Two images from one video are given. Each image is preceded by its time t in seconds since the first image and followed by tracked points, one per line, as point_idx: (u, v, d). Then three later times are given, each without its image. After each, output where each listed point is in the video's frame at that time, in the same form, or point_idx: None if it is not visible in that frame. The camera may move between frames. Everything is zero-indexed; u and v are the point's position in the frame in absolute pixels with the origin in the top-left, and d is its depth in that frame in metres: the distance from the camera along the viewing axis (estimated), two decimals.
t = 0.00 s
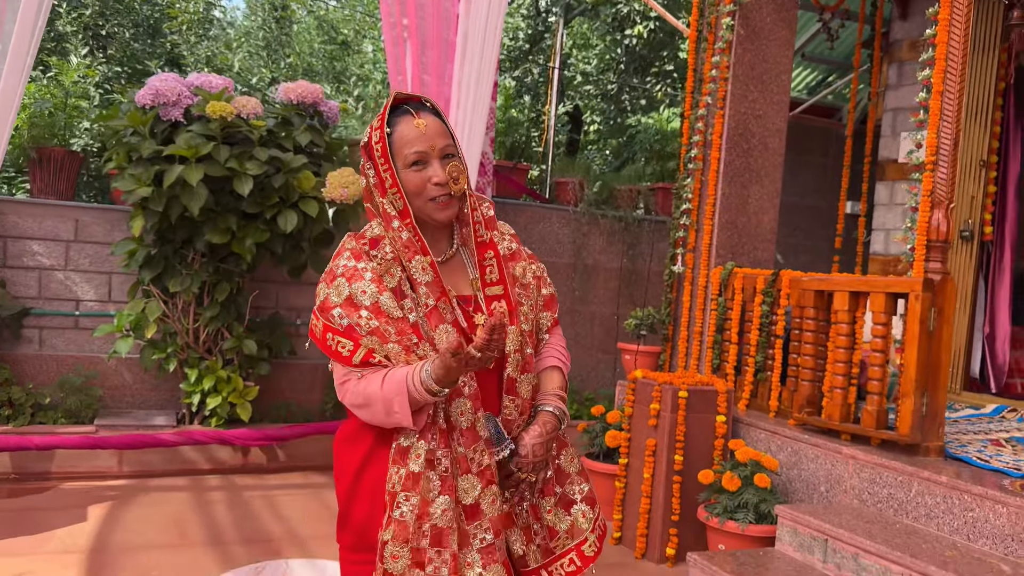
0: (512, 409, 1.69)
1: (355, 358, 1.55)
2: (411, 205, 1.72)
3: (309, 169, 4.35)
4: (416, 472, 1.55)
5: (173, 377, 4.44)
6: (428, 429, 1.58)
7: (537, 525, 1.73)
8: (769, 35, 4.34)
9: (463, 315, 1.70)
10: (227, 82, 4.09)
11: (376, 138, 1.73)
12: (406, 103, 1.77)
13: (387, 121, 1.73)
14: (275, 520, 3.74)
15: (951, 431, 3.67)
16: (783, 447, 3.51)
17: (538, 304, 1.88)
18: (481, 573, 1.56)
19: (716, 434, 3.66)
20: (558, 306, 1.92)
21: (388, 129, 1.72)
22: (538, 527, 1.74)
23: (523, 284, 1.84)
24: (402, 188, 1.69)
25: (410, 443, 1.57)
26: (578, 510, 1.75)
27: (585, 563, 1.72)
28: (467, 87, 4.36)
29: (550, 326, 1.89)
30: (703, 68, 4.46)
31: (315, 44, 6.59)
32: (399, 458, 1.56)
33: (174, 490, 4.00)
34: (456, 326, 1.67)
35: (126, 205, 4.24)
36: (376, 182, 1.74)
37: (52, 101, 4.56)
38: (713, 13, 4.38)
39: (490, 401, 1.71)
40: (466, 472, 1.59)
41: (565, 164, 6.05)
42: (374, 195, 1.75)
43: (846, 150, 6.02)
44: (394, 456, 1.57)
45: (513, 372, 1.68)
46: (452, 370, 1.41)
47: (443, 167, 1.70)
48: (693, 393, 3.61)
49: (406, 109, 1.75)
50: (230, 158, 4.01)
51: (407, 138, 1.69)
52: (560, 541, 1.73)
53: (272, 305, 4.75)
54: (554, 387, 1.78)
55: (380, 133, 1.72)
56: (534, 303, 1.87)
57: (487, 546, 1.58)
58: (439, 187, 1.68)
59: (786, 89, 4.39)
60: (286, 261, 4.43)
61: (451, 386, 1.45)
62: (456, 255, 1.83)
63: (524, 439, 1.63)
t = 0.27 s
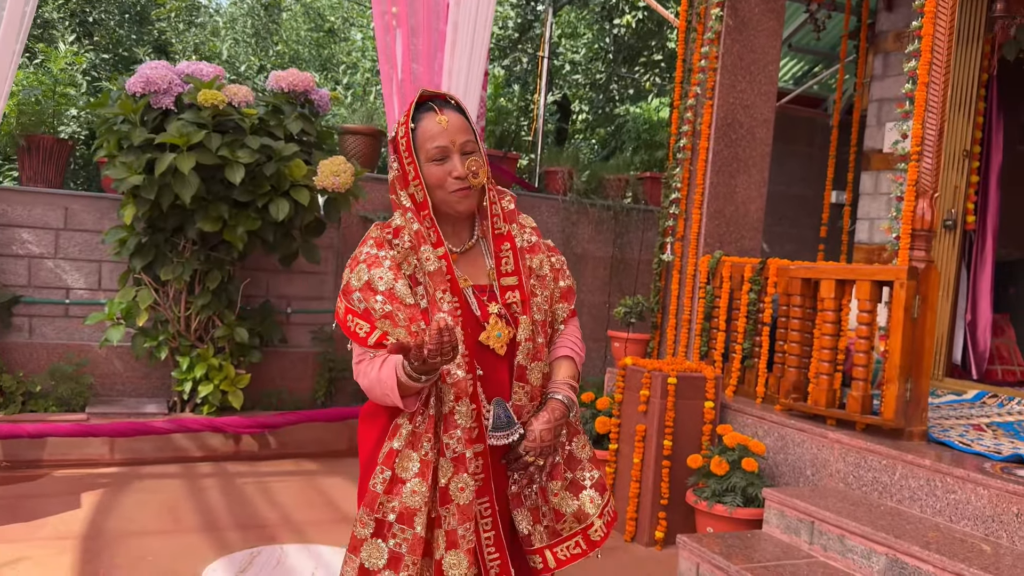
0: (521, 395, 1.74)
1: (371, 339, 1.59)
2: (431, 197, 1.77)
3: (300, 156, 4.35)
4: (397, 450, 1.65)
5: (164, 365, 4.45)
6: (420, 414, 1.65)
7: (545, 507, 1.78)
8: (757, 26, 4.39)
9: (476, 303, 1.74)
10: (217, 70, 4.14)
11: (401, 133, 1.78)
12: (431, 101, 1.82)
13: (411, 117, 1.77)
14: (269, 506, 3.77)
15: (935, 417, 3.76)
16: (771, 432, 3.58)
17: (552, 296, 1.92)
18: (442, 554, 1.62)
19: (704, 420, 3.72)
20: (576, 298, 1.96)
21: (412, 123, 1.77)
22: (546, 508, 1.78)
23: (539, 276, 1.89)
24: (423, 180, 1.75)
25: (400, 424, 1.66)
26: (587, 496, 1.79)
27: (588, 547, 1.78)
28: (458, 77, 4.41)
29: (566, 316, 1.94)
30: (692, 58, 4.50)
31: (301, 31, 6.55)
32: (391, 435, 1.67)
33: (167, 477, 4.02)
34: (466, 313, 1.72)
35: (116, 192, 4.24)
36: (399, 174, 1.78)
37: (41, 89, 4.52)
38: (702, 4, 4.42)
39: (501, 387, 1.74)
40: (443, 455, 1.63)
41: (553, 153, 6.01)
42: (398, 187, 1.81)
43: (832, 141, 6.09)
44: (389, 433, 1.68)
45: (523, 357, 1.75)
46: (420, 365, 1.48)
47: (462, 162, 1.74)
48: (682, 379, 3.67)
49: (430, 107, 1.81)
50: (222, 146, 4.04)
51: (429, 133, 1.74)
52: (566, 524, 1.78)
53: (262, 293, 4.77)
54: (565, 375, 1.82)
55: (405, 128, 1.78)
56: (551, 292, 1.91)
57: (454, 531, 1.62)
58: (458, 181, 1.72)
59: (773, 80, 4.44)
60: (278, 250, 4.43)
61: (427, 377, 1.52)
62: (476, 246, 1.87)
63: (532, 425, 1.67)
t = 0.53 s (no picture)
0: (531, 393, 1.88)
1: (393, 330, 1.80)
2: (459, 203, 1.91)
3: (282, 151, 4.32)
4: (416, 432, 1.79)
5: (145, 360, 4.43)
6: (438, 399, 1.81)
7: (548, 502, 1.91)
8: (738, 22, 4.41)
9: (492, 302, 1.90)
10: (198, 64, 4.13)
11: (437, 142, 1.92)
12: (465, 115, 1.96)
13: (447, 129, 1.92)
14: (252, 502, 3.77)
15: (912, 410, 3.82)
16: (751, 426, 3.62)
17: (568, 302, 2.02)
18: (440, 531, 1.75)
19: (685, 414, 3.76)
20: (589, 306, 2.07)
21: (447, 134, 1.91)
22: (549, 504, 1.91)
23: (555, 283, 2.00)
24: (453, 187, 1.89)
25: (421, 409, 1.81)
26: (589, 495, 1.93)
27: (587, 543, 1.90)
28: (440, 71, 4.39)
29: (578, 324, 2.05)
30: (674, 53, 4.53)
31: (283, 24, 6.50)
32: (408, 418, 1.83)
33: (149, 473, 4.01)
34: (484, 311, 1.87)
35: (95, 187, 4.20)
36: (431, 179, 1.93)
37: (19, 82, 4.53)
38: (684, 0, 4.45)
39: (513, 383, 1.88)
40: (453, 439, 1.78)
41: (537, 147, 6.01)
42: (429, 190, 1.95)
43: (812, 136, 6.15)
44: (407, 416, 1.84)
45: (534, 357, 1.89)
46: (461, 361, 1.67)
47: (490, 172, 1.88)
48: (663, 374, 3.70)
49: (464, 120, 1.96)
50: (203, 141, 4.03)
51: (462, 144, 1.89)
52: (568, 520, 1.90)
53: (244, 288, 4.75)
54: (574, 378, 1.96)
55: (441, 137, 1.92)
56: (566, 300, 2.02)
57: (455, 509, 1.75)
58: (485, 188, 1.88)
59: (754, 76, 4.47)
60: (259, 245, 4.41)
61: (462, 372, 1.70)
62: (498, 252, 2.00)
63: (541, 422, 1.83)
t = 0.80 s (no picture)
0: (525, 383, 1.94)
1: (405, 313, 1.81)
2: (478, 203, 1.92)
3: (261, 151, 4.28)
4: (442, 415, 1.82)
5: (123, 363, 4.38)
6: (456, 381, 1.84)
7: (533, 491, 1.93)
8: (719, 24, 4.43)
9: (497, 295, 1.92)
10: (175, 63, 4.09)
11: (465, 143, 1.94)
12: (497, 123, 1.98)
13: (477, 133, 1.93)
14: (231, 506, 3.73)
15: (892, 409, 3.85)
16: (732, 426, 3.64)
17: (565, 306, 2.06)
18: (477, 505, 1.79)
19: (667, 414, 3.77)
20: (584, 312, 2.12)
21: (476, 137, 1.93)
22: (534, 493, 1.93)
23: (555, 285, 2.04)
24: (474, 187, 1.91)
25: (438, 392, 1.83)
26: (572, 488, 1.95)
27: (569, 534, 1.91)
28: (421, 70, 4.42)
29: (573, 328, 2.08)
30: (654, 55, 4.54)
31: (264, 24, 6.47)
32: (426, 405, 1.84)
33: (127, 477, 3.96)
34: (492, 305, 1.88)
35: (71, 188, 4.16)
36: (453, 178, 1.95)
37: None
38: (665, 2, 4.46)
39: (511, 371, 1.93)
40: (475, 422, 1.83)
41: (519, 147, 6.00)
42: (449, 187, 1.96)
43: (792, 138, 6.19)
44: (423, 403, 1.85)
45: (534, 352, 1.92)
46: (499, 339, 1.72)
47: (510, 179, 1.90)
48: (645, 375, 3.71)
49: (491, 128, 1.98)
50: (181, 142, 3.99)
51: (488, 147, 1.90)
52: (551, 510, 1.92)
53: (223, 290, 4.71)
54: (567, 375, 1.99)
55: (469, 140, 1.94)
56: (563, 302, 2.06)
57: (486, 486, 1.80)
58: (503, 194, 1.89)
59: (735, 78, 4.49)
60: (238, 246, 4.37)
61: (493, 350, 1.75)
62: (504, 252, 2.00)
63: (531, 415, 1.88)
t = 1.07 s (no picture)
0: (508, 379, 1.89)
1: (389, 305, 1.72)
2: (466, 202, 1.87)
3: (235, 153, 4.21)
4: (440, 413, 1.72)
5: (95, 370, 4.28)
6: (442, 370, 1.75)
7: (515, 489, 1.89)
8: (699, 27, 4.42)
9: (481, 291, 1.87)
10: (148, 64, 4.01)
11: (453, 141, 1.86)
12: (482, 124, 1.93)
13: (467, 132, 1.87)
14: (205, 515, 3.65)
15: (873, 412, 3.85)
16: (713, 431, 3.60)
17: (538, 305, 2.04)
18: (477, 502, 1.77)
19: (648, 419, 3.73)
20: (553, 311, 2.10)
21: (466, 136, 1.86)
22: (515, 491, 1.89)
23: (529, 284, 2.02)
24: (464, 186, 1.84)
25: (430, 387, 1.73)
26: (551, 482, 1.92)
27: (552, 528, 1.88)
28: (400, 74, 4.38)
29: (544, 326, 2.06)
30: (635, 58, 4.52)
31: (242, 27, 6.40)
32: (421, 404, 1.73)
33: (98, 487, 3.87)
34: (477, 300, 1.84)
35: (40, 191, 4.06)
36: (440, 174, 1.88)
37: None
38: (645, 4, 4.44)
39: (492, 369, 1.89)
40: (471, 421, 1.77)
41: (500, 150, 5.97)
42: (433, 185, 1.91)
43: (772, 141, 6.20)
44: (415, 401, 1.74)
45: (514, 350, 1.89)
46: (456, 272, 1.56)
47: (499, 181, 1.86)
48: (626, 379, 3.67)
49: (478, 130, 1.92)
50: (153, 144, 3.91)
51: (479, 148, 1.84)
52: (533, 506, 1.89)
53: (198, 295, 4.62)
54: (542, 374, 1.96)
55: (458, 137, 1.86)
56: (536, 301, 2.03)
57: (483, 482, 1.78)
58: (492, 195, 1.85)
59: (714, 81, 4.48)
60: (212, 250, 4.29)
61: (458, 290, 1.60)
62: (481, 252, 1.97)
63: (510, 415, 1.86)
